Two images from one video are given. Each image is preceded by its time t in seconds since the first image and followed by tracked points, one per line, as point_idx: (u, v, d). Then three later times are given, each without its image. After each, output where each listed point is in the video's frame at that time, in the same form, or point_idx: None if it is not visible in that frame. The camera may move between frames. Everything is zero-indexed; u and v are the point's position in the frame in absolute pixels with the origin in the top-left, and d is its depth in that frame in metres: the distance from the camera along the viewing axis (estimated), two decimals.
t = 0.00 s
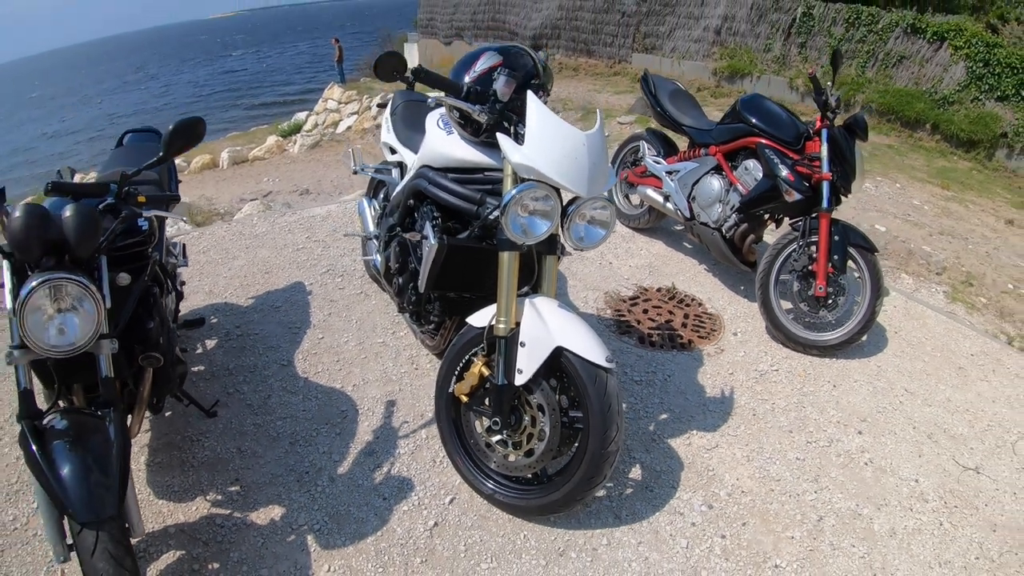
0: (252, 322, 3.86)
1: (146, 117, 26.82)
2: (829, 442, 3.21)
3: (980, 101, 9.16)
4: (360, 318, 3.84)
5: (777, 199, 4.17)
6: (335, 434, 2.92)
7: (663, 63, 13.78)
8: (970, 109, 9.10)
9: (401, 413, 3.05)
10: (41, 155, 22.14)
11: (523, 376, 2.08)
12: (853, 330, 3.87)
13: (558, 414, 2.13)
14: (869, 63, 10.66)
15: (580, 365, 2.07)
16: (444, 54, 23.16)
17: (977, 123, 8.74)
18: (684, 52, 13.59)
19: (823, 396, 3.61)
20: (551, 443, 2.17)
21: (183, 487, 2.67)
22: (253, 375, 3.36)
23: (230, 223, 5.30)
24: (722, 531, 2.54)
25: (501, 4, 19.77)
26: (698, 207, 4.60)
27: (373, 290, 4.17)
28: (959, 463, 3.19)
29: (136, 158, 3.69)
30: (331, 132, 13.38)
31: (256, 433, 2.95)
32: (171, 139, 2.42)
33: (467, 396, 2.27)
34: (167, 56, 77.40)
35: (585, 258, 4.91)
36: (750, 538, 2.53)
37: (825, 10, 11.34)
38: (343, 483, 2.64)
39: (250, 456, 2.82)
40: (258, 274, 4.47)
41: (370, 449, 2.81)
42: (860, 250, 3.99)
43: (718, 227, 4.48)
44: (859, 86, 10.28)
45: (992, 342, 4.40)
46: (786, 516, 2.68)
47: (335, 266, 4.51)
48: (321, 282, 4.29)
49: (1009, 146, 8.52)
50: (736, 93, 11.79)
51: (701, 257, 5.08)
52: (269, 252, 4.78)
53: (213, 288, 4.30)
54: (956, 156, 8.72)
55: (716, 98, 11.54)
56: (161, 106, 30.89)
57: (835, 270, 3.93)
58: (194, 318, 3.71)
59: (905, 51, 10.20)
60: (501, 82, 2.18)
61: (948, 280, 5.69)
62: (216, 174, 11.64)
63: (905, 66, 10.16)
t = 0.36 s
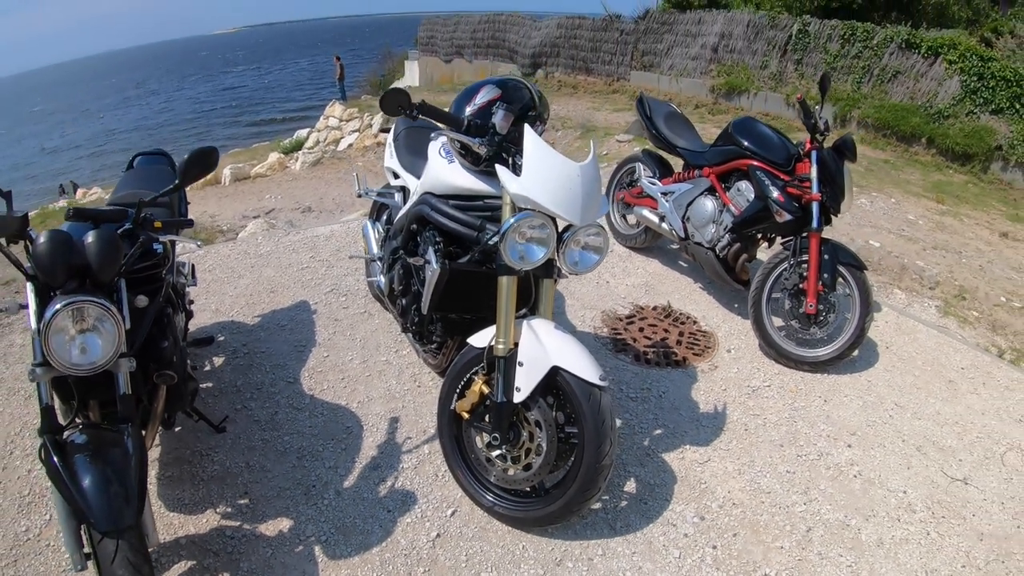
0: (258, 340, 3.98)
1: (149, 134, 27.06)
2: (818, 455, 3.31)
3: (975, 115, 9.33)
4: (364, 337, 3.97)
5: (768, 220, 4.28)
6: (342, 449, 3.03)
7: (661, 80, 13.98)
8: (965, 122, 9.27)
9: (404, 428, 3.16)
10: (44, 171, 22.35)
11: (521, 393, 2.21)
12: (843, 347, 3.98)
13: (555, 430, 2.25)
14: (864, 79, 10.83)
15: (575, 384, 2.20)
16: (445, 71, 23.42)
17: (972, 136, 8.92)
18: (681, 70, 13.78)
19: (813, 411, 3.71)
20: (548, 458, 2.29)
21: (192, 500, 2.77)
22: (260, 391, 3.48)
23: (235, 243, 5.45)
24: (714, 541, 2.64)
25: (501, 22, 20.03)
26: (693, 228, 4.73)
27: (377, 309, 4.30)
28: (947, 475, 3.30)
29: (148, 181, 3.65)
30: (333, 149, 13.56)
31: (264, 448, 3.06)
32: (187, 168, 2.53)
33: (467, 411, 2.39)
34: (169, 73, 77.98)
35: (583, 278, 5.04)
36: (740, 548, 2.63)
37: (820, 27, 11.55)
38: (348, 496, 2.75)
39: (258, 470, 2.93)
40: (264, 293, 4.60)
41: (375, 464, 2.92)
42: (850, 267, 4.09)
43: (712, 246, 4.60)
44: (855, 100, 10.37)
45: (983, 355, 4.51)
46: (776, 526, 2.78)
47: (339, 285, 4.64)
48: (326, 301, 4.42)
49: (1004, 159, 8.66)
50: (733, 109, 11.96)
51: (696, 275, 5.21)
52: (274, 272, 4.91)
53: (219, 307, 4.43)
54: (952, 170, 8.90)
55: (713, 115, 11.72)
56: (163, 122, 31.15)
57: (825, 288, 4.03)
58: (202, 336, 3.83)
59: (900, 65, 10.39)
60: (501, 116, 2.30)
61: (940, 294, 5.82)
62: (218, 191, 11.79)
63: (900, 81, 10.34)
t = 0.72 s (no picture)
0: (264, 360, 4.08)
1: (153, 151, 27.33)
2: (812, 472, 3.37)
3: (974, 128, 9.50)
4: (368, 356, 4.07)
5: (763, 241, 4.33)
6: (346, 467, 3.12)
7: (662, 97, 14.14)
8: (964, 136, 9.44)
9: (407, 447, 3.24)
10: (49, 188, 22.56)
11: (518, 414, 2.31)
12: (837, 366, 4.03)
13: (551, 449, 2.35)
14: (863, 95, 10.96)
15: (570, 405, 2.31)
16: (447, 88, 23.67)
17: (971, 150, 9.04)
18: (681, 87, 13.93)
19: (808, 428, 3.78)
20: (545, 476, 2.38)
21: (200, 515, 2.85)
22: (265, 410, 3.57)
23: (240, 263, 5.56)
24: (708, 556, 2.71)
25: (503, 40, 20.28)
26: (689, 248, 4.79)
27: (380, 330, 4.40)
28: (940, 490, 3.36)
29: (158, 203, 3.64)
30: (336, 167, 13.73)
31: (269, 465, 3.14)
32: (197, 197, 2.65)
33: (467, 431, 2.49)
34: (174, 91, 78.76)
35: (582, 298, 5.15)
36: (733, 563, 2.70)
37: (819, 43, 11.77)
38: (351, 513, 2.83)
39: (264, 488, 3.01)
40: (269, 312, 4.70)
41: (378, 481, 3.01)
42: (843, 285, 4.13)
43: (709, 267, 4.67)
44: (854, 116, 10.54)
45: (978, 371, 4.58)
46: (768, 542, 2.84)
47: (342, 306, 4.74)
48: (330, 321, 4.52)
49: (1003, 172, 8.78)
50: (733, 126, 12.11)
51: (694, 295, 5.30)
52: (279, 292, 5.02)
53: (225, 326, 4.53)
54: (951, 184, 9.02)
55: (712, 133, 11.88)
56: (166, 139, 31.42)
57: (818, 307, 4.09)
58: (210, 355, 3.93)
59: (899, 81, 10.53)
60: (499, 147, 2.42)
61: (938, 309, 5.89)
62: (222, 209, 11.93)
63: (899, 96, 10.45)
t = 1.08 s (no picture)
0: (270, 371, 4.18)
1: (163, 161, 27.63)
2: (805, 486, 3.42)
3: (977, 140, 9.54)
4: (372, 369, 4.16)
5: (760, 257, 4.34)
6: (348, 477, 3.20)
7: (667, 111, 14.22)
8: (968, 148, 9.47)
9: (408, 458, 3.33)
10: (60, 198, 22.85)
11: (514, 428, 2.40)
12: (832, 381, 4.07)
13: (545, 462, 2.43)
14: (867, 107, 10.91)
15: (564, 420, 2.39)
16: (454, 100, 23.85)
17: (975, 163, 9.09)
18: (687, 100, 14.01)
19: (803, 442, 3.82)
20: (539, 488, 2.46)
21: (206, 522, 2.94)
22: (271, 420, 3.66)
23: (248, 276, 5.67)
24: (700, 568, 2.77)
25: (509, 53, 20.45)
26: (688, 264, 4.82)
27: (384, 343, 4.49)
28: (934, 504, 3.41)
29: (168, 219, 3.74)
30: (343, 179, 13.88)
31: (274, 475, 3.23)
32: (205, 216, 2.75)
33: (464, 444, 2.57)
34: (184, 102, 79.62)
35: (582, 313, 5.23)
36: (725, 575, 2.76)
37: (824, 57, 11.72)
38: (352, 522, 2.91)
39: (268, 496, 3.09)
40: (275, 325, 4.81)
41: (378, 491, 3.09)
42: (838, 300, 4.14)
43: (707, 283, 4.69)
44: (858, 129, 10.58)
45: (976, 385, 4.62)
46: (760, 555, 2.90)
47: (347, 319, 4.84)
48: (335, 335, 4.62)
49: (1007, 184, 8.83)
50: (737, 140, 12.17)
51: (693, 310, 5.38)
52: (285, 305, 5.13)
53: (233, 338, 4.63)
54: (955, 196, 9.07)
55: (716, 146, 11.97)
56: (176, 149, 31.76)
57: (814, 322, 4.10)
58: (217, 367, 4.03)
59: (902, 93, 10.50)
60: (495, 170, 2.46)
61: (938, 323, 5.91)
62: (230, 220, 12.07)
63: (903, 108, 10.46)
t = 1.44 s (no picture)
0: (275, 376, 4.28)
1: (177, 166, 27.98)
2: (799, 498, 3.45)
3: (986, 150, 9.52)
4: (375, 375, 4.25)
5: (759, 270, 4.36)
6: (348, 480, 3.28)
7: (676, 121, 14.25)
8: (976, 159, 9.45)
9: (407, 463, 3.40)
10: (75, 201, 23.18)
11: (507, 435, 2.47)
12: (830, 394, 4.08)
13: (537, 470, 2.50)
14: (876, 117, 10.87)
15: (555, 428, 2.46)
16: (465, 109, 23.99)
17: (983, 174, 9.08)
18: (696, 111, 14.04)
19: (799, 453, 3.84)
20: (531, 495, 2.52)
21: (209, 521, 3.02)
22: (275, 424, 3.76)
23: (257, 282, 5.78)
24: None
25: (520, 63, 20.57)
26: (688, 276, 4.86)
27: (387, 350, 4.57)
28: (929, 517, 3.43)
29: (178, 226, 3.85)
30: (353, 186, 14.03)
31: (276, 476, 3.31)
32: (213, 225, 2.84)
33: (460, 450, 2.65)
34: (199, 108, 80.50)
35: (584, 323, 5.30)
36: None
37: (833, 67, 11.71)
38: (351, 523, 2.98)
39: (270, 497, 3.18)
40: (282, 331, 4.91)
41: (377, 495, 3.16)
42: (837, 314, 4.16)
43: (706, 295, 4.73)
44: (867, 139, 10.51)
45: (976, 398, 4.61)
46: (750, 564, 2.94)
47: (353, 326, 4.93)
48: (340, 341, 4.72)
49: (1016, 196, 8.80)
50: (747, 150, 12.15)
51: (695, 321, 5.42)
52: (292, 311, 5.23)
53: (240, 343, 4.74)
54: (964, 208, 9.04)
55: (724, 157, 12.02)
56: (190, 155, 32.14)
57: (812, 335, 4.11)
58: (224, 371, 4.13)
59: (912, 104, 10.48)
60: (490, 184, 2.61)
61: (941, 335, 5.79)
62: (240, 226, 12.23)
63: (911, 119, 10.44)
